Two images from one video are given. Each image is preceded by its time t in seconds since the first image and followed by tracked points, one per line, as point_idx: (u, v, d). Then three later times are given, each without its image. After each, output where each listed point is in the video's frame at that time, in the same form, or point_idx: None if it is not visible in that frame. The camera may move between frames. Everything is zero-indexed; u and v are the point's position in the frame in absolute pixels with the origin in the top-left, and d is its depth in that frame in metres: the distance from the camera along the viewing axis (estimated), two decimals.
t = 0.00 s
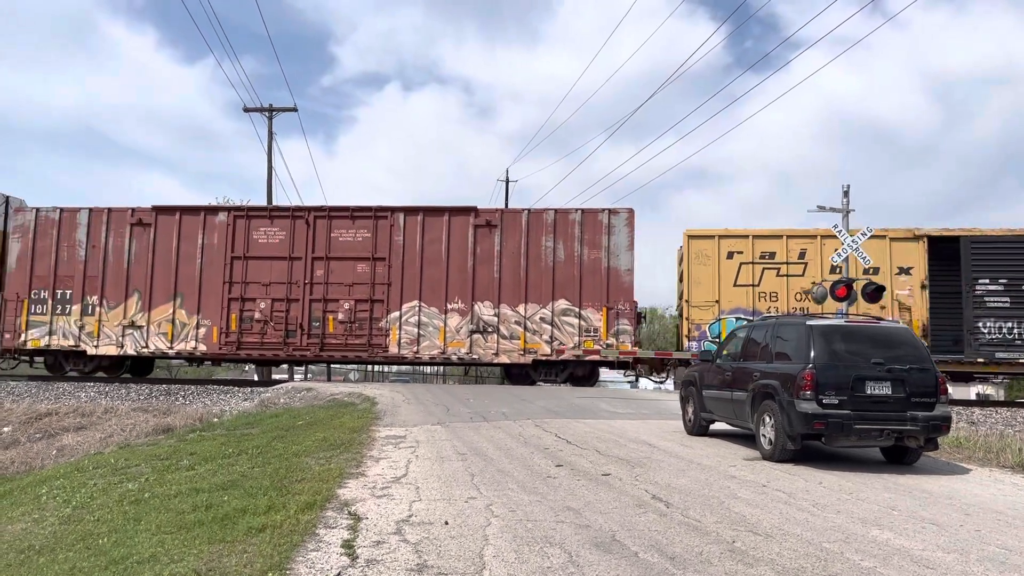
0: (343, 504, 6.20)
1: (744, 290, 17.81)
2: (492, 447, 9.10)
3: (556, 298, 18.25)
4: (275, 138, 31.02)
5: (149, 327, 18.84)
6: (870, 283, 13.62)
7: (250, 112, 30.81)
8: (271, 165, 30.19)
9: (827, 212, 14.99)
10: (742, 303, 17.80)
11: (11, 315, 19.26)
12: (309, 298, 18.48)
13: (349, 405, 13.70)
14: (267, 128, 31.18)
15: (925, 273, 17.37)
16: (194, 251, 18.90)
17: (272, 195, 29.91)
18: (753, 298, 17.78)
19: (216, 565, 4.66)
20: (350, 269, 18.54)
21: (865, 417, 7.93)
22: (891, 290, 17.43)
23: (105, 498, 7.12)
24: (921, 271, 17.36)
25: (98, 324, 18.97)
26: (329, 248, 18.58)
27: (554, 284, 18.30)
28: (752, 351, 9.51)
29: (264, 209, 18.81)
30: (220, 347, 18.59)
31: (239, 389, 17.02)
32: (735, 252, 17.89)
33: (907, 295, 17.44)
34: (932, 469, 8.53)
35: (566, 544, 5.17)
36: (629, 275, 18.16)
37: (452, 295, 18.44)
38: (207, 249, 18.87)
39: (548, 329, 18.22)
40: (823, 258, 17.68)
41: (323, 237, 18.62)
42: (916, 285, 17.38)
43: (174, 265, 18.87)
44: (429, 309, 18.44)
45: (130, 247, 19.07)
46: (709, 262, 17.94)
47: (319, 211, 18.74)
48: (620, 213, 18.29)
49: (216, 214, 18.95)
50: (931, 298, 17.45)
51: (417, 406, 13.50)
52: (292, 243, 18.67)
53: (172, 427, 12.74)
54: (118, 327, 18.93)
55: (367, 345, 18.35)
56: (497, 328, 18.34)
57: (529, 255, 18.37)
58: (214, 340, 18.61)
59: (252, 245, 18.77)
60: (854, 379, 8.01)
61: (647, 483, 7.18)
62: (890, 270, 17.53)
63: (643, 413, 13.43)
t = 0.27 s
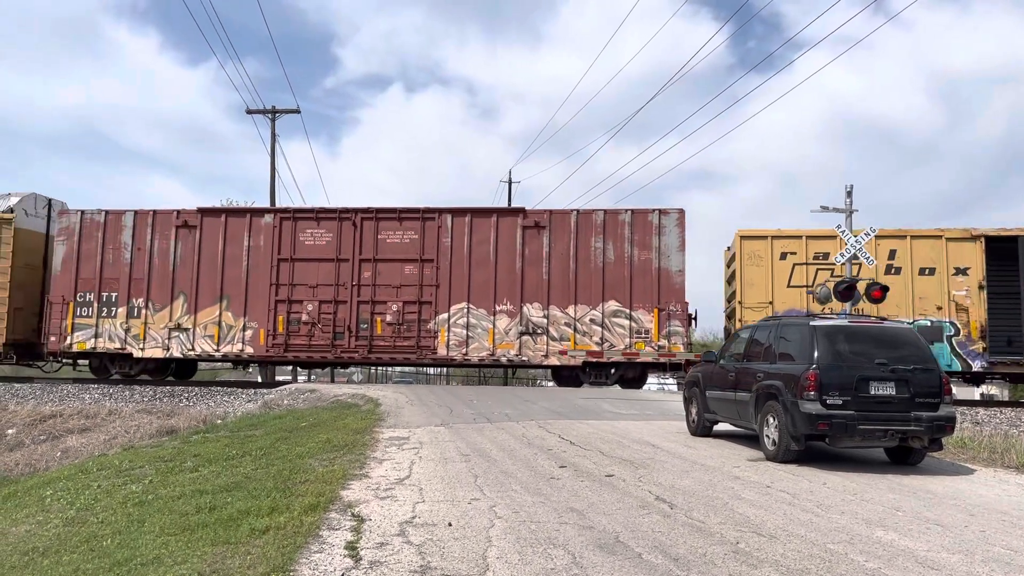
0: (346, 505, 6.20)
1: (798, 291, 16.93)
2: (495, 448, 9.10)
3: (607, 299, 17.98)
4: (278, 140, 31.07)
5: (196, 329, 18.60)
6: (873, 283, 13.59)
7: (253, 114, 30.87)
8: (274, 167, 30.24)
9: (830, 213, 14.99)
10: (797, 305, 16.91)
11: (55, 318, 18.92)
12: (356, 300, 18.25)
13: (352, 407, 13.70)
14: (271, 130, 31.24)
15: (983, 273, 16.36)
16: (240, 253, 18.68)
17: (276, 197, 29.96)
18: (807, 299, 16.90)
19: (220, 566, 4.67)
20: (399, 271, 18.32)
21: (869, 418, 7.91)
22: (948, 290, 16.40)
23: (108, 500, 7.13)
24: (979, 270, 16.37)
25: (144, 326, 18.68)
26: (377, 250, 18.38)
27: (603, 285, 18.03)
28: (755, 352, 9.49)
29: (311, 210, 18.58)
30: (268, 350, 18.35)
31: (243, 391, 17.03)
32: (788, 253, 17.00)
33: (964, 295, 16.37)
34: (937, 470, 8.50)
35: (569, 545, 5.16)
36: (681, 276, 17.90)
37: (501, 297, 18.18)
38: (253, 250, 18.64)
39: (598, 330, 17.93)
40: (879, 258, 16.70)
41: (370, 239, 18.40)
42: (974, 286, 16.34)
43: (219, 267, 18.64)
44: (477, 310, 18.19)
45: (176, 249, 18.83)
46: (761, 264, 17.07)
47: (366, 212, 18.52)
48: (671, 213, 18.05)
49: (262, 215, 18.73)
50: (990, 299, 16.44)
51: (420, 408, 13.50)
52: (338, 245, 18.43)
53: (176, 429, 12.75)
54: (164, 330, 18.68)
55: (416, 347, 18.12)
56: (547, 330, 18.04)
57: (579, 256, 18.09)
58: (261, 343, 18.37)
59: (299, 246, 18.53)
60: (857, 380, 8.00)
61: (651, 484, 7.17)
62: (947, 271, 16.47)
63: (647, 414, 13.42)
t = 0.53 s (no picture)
0: (350, 507, 6.20)
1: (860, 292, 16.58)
2: (499, 450, 9.09)
3: (665, 301, 17.65)
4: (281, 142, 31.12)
5: (249, 332, 18.30)
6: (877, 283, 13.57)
7: (255, 116, 30.90)
8: (277, 169, 30.29)
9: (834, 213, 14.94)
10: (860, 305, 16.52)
11: (106, 321, 18.59)
12: (411, 302, 17.98)
13: (356, 408, 13.70)
14: (274, 132, 31.28)
15: None
16: (293, 255, 18.42)
17: (279, 199, 30.00)
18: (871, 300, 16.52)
19: (224, 568, 4.67)
20: (454, 272, 18.06)
21: (874, 419, 7.89)
22: (1013, 291, 15.92)
23: (113, 502, 7.15)
24: None
25: (196, 329, 18.38)
26: (432, 251, 18.13)
27: (663, 286, 17.70)
28: (759, 353, 9.47)
29: (364, 212, 18.34)
30: (322, 353, 18.07)
31: (247, 393, 17.04)
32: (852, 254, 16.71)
33: None
34: (942, 470, 8.47)
35: (573, 547, 5.16)
36: (741, 277, 17.57)
37: (557, 299, 17.90)
38: (306, 252, 18.38)
39: (657, 332, 17.60)
40: (943, 258, 16.18)
41: (425, 240, 18.16)
42: None
43: (272, 269, 18.37)
44: (533, 312, 17.91)
45: (227, 251, 18.54)
46: (824, 265, 16.81)
47: (420, 213, 18.28)
48: (730, 214, 17.72)
49: (315, 217, 18.46)
50: None
51: (424, 409, 13.49)
52: (392, 246, 18.19)
53: (180, 431, 12.78)
54: (216, 333, 18.37)
55: (472, 349, 17.81)
56: (605, 332, 17.72)
57: (636, 257, 17.78)
58: (315, 346, 18.08)
59: (353, 248, 18.28)
60: (862, 380, 7.98)
61: (655, 485, 7.15)
62: (1013, 271, 15.99)
63: (650, 414, 13.40)
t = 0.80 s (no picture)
0: (355, 509, 6.20)
1: (924, 293, 16.17)
2: (503, 451, 9.09)
3: (725, 303, 17.35)
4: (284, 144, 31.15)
5: (303, 334, 18.24)
6: (881, 284, 13.57)
7: (259, 119, 30.93)
8: (280, 171, 30.35)
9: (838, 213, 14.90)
10: (924, 307, 16.11)
11: (159, 324, 18.49)
12: (466, 304, 17.84)
13: (360, 410, 13.70)
14: (277, 134, 31.33)
15: None
16: (346, 257, 18.30)
17: (282, 201, 30.04)
18: (935, 301, 16.11)
19: (229, 571, 4.67)
20: (509, 274, 17.91)
21: (879, 419, 7.87)
22: None
23: (118, 503, 7.16)
24: None
25: (249, 332, 18.32)
26: (487, 253, 17.97)
27: (724, 287, 17.39)
28: (764, 354, 9.46)
29: (418, 213, 18.20)
30: (377, 355, 17.97)
31: (251, 395, 17.06)
32: (914, 255, 16.30)
33: None
34: (948, 471, 8.45)
35: (578, 548, 5.15)
36: (803, 278, 17.24)
37: (615, 300, 17.68)
38: (360, 255, 18.27)
39: (718, 334, 17.33)
40: (1011, 259, 15.99)
41: (479, 242, 18.00)
42: None
43: (325, 271, 18.26)
44: (591, 314, 17.69)
45: (279, 254, 18.45)
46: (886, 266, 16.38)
47: (474, 215, 18.12)
48: (791, 214, 17.36)
49: (368, 219, 18.35)
50: None
51: (428, 411, 13.49)
52: (446, 248, 18.06)
53: (185, 433, 12.81)
54: (270, 335, 18.31)
55: (529, 351, 17.68)
56: (664, 334, 17.48)
57: (695, 259, 17.49)
58: (371, 348, 17.97)
59: (407, 250, 18.16)
60: (867, 381, 7.96)
61: (660, 486, 7.14)
62: None
63: (655, 416, 13.37)
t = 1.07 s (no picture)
0: (359, 510, 6.20)
1: (991, 293, 15.38)
2: (507, 453, 9.08)
3: (786, 304, 16.94)
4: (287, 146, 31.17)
5: (356, 336, 17.94)
6: (885, 284, 13.53)
7: (262, 120, 30.95)
8: (284, 173, 30.39)
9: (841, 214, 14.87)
10: (990, 307, 15.34)
11: (209, 326, 18.17)
12: (522, 305, 17.49)
13: (364, 412, 13.69)
14: (281, 136, 31.33)
15: None
16: (399, 258, 18.02)
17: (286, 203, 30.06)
18: (1002, 301, 15.30)
19: (233, 573, 4.67)
20: (565, 275, 17.54)
21: (883, 420, 7.85)
22: None
23: (122, 505, 7.16)
24: None
25: (302, 334, 18.01)
26: (542, 254, 17.65)
27: (785, 289, 16.97)
28: (767, 355, 9.45)
29: (472, 214, 17.91)
30: (431, 357, 17.69)
31: (255, 396, 17.07)
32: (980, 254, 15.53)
33: None
34: (952, 472, 8.43)
35: (583, 550, 5.15)
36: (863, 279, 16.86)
37: (674, 302, 17.24)
38: (413, 256, 17.97)
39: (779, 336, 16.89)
40: None
41: (534, 243, 17.67)
42: None
43: (379, 272, 17.99)
44: (649, 316, 17.27)
45: (331, 255, 18.16)
46: (952, 265, 15.64)
47: (529, 216, 17.81)
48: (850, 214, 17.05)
49: (421, 220, 18.05)
50: None
51: (432, 412, 13.49)
52: (501, 249, 17.74)
53: (188, 434, 12.83)
54: (323, 338, 18.01)
55: (586, 353, 17.26)
56: (723, 336, 17.03)
57: (756, 259, 17.10)
58: (426, 350, 17.71)
59: (460, 251, 17.86)
60: (871, 381, 7.94)
61: (663, 487, 7.13)
62: None
63: (658, 417, 13.33)
